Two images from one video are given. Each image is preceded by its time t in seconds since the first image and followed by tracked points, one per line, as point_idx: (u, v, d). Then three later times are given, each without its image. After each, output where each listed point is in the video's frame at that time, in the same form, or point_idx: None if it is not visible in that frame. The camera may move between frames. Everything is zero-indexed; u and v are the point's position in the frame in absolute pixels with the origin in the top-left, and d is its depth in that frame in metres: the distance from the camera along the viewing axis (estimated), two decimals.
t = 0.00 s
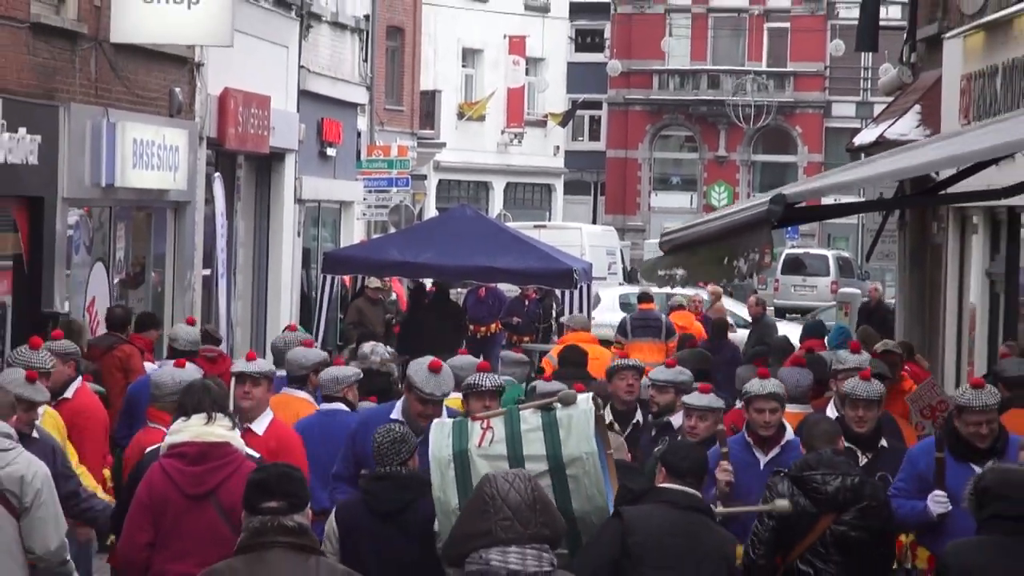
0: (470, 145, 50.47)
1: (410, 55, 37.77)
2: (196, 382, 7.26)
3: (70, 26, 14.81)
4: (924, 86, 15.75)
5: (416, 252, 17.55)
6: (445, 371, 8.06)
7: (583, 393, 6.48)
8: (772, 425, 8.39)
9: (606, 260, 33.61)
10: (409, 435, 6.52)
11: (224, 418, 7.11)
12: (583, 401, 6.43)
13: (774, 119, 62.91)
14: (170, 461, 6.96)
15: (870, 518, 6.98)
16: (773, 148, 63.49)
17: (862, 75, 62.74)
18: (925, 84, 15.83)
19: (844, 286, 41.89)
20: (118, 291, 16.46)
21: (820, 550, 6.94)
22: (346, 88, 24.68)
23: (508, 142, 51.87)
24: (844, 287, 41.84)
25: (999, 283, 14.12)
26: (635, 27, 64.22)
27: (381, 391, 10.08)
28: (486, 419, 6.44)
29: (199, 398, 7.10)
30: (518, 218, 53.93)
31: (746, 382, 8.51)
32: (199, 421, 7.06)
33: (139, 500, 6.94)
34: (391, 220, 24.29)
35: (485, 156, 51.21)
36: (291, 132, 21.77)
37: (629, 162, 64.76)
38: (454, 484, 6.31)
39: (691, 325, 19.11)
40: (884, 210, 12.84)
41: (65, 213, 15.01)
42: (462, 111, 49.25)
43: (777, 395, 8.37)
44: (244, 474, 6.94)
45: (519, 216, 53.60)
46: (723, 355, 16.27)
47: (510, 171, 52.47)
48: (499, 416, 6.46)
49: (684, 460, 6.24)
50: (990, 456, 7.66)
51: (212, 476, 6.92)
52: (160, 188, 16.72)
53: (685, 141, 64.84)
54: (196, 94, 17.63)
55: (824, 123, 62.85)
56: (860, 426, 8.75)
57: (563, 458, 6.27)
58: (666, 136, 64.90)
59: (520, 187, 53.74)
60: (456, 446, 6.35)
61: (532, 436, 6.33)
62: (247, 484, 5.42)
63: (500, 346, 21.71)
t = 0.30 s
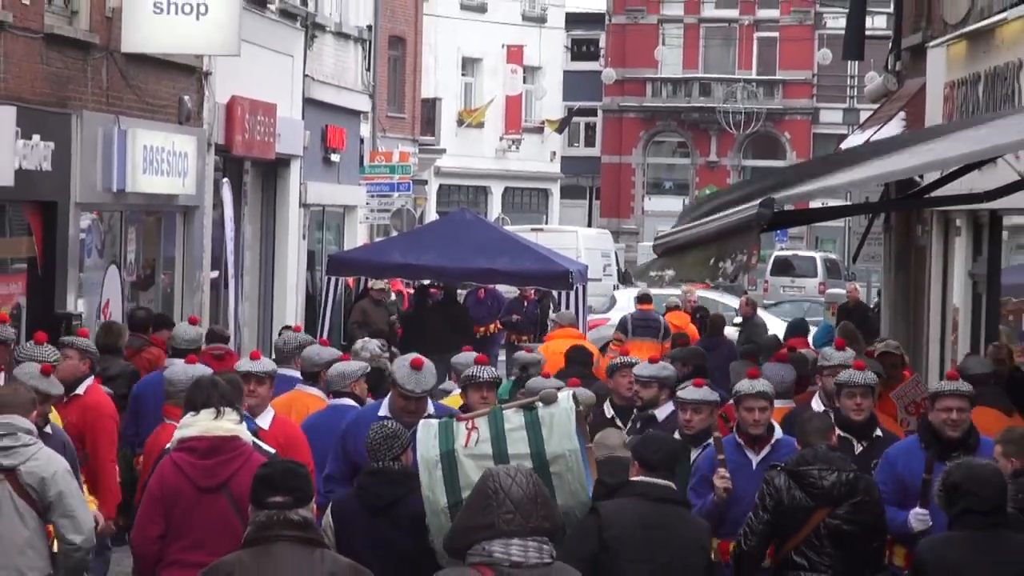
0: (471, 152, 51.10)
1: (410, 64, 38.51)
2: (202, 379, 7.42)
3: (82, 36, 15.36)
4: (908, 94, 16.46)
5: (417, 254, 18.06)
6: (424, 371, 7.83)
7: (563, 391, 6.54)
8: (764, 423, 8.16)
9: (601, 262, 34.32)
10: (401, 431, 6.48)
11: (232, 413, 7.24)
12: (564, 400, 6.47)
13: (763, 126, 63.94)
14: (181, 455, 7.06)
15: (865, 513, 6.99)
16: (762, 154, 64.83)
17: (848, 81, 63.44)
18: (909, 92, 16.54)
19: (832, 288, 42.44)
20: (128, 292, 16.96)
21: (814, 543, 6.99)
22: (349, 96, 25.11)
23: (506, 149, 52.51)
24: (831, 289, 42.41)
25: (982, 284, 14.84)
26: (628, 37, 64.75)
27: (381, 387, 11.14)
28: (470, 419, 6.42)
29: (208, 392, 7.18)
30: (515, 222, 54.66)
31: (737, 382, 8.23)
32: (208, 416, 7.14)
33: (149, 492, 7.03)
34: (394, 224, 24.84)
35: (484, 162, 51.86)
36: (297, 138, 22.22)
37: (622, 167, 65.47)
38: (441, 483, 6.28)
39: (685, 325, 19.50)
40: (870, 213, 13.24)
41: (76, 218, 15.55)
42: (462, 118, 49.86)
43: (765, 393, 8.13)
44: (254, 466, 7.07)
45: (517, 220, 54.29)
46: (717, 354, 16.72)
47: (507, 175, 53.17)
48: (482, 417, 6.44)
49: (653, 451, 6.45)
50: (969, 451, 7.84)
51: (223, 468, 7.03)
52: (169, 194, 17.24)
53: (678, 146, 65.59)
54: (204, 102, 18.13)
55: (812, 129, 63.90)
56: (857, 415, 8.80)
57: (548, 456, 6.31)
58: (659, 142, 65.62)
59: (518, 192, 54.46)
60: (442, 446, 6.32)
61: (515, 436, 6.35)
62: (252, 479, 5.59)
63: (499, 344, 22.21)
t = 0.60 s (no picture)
0: (470, 157, 51.81)
1: (412, 71, 40.32)
2: (218, 379, 7.67)
3: (94, 45, 15.92)
4: (896, 101, 17.03)
5: (418, 255, 18.52)
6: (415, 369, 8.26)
7: (545, 387, 6.69)
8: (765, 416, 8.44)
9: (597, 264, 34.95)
10: (396, 429, 6.93)
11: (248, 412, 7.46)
12: (546, 396, 6.62)
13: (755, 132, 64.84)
14: (199, 452, 7.32)
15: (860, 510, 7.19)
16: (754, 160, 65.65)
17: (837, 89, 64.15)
18: (897, 100, 17.12)
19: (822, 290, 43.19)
20: (139, 294, 17.50)
21: (808, 536, 7.26)
22: (354, 104, 25.66)
23: (506, 154, 53.23)
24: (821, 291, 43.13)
25: (966, 286, 15.63)
26: (624, 46, 66.28)
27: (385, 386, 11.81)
28: (456, 416, 6.61)
29: (225, 394, 7.47)
30: (513, 225, 55.15)
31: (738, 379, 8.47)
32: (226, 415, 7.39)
33: (168, 488, 7.30)
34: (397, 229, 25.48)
35: (483, 167, 52.57)
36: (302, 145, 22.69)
37: (618, 172, 67.04)
38: (430, 478, 6.51)
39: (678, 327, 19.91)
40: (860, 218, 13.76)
41: (89, 221, 16.07)
42: (462, 126, 50.77)
43: (768, 388, 8.37)
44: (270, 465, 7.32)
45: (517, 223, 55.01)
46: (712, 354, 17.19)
47: (506, 181, 53.89)
48: (468, 413, 6.64)
49: (621, 449, 6.65)
50: (955, 443, 8.27)
51: (240, 466, 7.28)
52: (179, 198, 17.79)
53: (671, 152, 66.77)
54: (212, 109, 18.69)
55: (802, 136, 64.62)
56: (848, 411, 9.26)
57: (532, 450, 6.48)
58: (654, 148, 67.00)
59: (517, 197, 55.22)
60: (430, 443, 6.55)
61: (501, 431, 6.51)
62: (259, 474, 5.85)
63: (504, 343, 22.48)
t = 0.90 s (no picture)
0: (471, 163, 52.72)
1: (415, 78, 41.94)
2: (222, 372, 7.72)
3: (107, 55, 16.62)
4: (882, 109, 17.65)
5: (421, 259, 19.03)
6: (433, 366, 8.48)
7: (531, 385, 7.19)
8: (770, 417, 8.95)
9: (594, 267, 35.87)
10: (394, 425, 7.11)
11: (252, 409, 7.60)
12: (531, 392, 7.14)
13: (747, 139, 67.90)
14: (202, 448, 7.51)
15: (850, 504, 7.76)
16: (745, 165, 68.79)
17: (827, 97, 67.52)
18: (883, 107, 17.79)
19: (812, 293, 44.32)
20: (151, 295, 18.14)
21: (804, 530, 7.75)
22: (359, 111, 26.24)
23: (506, 160, 54.35)
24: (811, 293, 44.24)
25: (952, 287, 16.23)
26: (620, 56, 68.92)
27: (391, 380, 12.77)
28: (446, 413, 7.08)
29: (229, 390, 7.56)
30: (513, 228, 56.08)
31: (747, 381, 9.01)
32: (228, 411, 7.54)
33: (172, 482, 7.49)
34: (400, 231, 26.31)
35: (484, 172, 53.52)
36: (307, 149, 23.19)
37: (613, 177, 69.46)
38: (423, 473, 6.96)
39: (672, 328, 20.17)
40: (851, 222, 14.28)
41: (102, 224, 16.74)
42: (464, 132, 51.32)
43: (774, 388, 8.90)
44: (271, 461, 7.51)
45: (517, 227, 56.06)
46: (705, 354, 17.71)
47: (507, 185, 55.00)
48: (458, 410, 7.11)
49: (604, 446, 7.08)
50: (945, 443, 8.77)
51: (241, 461, 7.46)
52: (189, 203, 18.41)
53: (666, 158, 69.66)
54: (221, 117, 19.34)
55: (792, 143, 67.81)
56: (825, 409, 9.85)
57: (521, 443, 6.98)
58: (649, 153, 69.83)
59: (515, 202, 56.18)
60: (422, 439, 7.00)
61: (490, 425, 6.99)
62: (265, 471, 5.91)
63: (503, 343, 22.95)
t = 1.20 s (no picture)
0: (470, 166, 54.92)
1: (416, 86, 42.96)
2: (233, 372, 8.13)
3: (119, 63, 17.22)
4: (870, 115, 18.23)
5: (422, 260, 19.61)
6: (426, 357, 8.89)
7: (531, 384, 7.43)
8: (758, 409, 9.37)
9: (591, 268, 36.86)
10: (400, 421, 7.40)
11: (260, 405, 7.96)
12: (532, 390, 7.36)
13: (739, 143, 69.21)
14: (214, 443, 7.82)
15: (845, 500, 7.87)
16: (737, 170, 70.11)
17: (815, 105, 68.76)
18: (871, 113, 18.38)
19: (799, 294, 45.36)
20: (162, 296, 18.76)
21: (799, 524, 7.89)
22: (363, 118, 26.82)
23: (505, 164, 56.57)
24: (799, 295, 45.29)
25: (936, 288, 16.84)
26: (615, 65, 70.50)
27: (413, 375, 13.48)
28: (449, 410, 7.34)
29: (238, 386, 7.95)
30: (513, 231, 59.04)
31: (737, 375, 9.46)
32: (238, 407, 7.88)
33: (185, 477, 7.79)
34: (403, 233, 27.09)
35: (484, 176, 55.72)
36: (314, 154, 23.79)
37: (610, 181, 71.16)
38: (426, 469, 7.23)
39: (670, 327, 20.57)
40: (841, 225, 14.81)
41: (114, 227, 17.32)
42: (465, 137, 53.48)
43: (762, 381, 9.37)
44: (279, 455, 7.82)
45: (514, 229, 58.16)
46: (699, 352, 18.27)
47: (506, 189, 57.27)
48: (460, 407, 7.36)
49: (607, 440, 7.41)
50: (930, 434, 9.34)
51: (250, 456, 7.77)
52: (199, 207, 18.98)
53: (660, 163, 71.01)
54: (230, 123, 19.97)
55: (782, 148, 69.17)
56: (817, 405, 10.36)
57: (521, 440, 7.22)
58: (643, 159, 71.12)
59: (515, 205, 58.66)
60: (425, 435, 7.26)
61: (491, 423, 7.23)
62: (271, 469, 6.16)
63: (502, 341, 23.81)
